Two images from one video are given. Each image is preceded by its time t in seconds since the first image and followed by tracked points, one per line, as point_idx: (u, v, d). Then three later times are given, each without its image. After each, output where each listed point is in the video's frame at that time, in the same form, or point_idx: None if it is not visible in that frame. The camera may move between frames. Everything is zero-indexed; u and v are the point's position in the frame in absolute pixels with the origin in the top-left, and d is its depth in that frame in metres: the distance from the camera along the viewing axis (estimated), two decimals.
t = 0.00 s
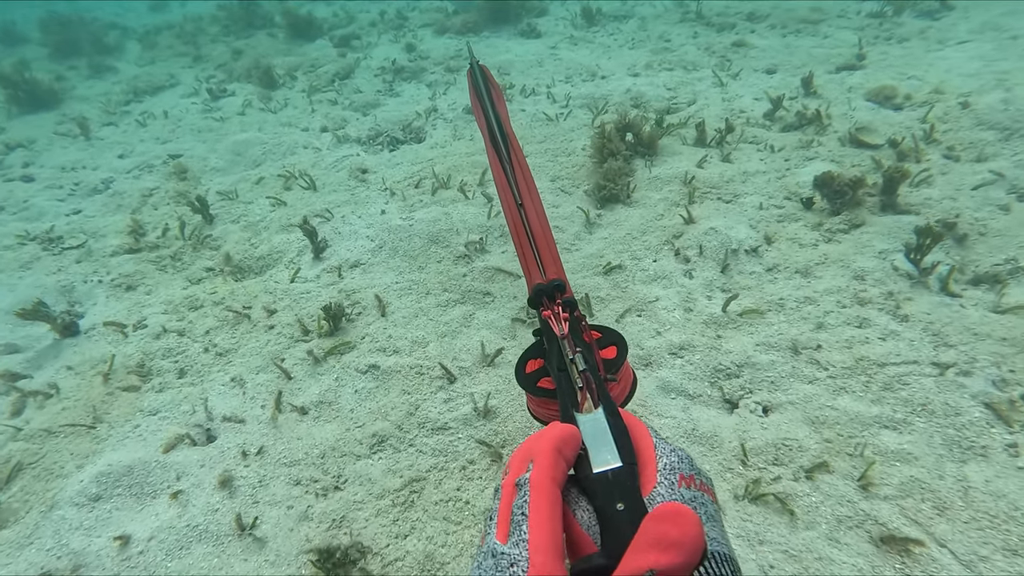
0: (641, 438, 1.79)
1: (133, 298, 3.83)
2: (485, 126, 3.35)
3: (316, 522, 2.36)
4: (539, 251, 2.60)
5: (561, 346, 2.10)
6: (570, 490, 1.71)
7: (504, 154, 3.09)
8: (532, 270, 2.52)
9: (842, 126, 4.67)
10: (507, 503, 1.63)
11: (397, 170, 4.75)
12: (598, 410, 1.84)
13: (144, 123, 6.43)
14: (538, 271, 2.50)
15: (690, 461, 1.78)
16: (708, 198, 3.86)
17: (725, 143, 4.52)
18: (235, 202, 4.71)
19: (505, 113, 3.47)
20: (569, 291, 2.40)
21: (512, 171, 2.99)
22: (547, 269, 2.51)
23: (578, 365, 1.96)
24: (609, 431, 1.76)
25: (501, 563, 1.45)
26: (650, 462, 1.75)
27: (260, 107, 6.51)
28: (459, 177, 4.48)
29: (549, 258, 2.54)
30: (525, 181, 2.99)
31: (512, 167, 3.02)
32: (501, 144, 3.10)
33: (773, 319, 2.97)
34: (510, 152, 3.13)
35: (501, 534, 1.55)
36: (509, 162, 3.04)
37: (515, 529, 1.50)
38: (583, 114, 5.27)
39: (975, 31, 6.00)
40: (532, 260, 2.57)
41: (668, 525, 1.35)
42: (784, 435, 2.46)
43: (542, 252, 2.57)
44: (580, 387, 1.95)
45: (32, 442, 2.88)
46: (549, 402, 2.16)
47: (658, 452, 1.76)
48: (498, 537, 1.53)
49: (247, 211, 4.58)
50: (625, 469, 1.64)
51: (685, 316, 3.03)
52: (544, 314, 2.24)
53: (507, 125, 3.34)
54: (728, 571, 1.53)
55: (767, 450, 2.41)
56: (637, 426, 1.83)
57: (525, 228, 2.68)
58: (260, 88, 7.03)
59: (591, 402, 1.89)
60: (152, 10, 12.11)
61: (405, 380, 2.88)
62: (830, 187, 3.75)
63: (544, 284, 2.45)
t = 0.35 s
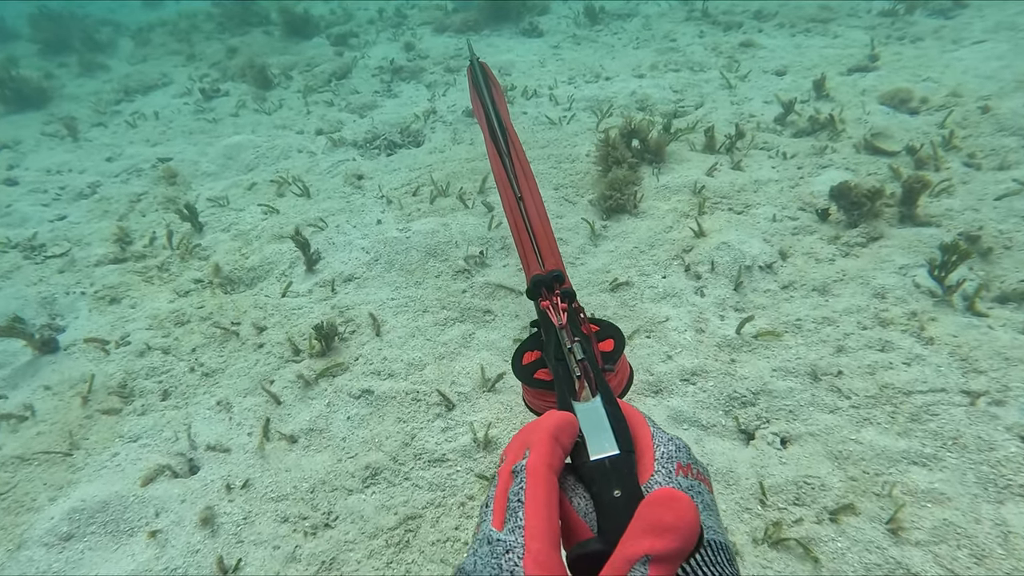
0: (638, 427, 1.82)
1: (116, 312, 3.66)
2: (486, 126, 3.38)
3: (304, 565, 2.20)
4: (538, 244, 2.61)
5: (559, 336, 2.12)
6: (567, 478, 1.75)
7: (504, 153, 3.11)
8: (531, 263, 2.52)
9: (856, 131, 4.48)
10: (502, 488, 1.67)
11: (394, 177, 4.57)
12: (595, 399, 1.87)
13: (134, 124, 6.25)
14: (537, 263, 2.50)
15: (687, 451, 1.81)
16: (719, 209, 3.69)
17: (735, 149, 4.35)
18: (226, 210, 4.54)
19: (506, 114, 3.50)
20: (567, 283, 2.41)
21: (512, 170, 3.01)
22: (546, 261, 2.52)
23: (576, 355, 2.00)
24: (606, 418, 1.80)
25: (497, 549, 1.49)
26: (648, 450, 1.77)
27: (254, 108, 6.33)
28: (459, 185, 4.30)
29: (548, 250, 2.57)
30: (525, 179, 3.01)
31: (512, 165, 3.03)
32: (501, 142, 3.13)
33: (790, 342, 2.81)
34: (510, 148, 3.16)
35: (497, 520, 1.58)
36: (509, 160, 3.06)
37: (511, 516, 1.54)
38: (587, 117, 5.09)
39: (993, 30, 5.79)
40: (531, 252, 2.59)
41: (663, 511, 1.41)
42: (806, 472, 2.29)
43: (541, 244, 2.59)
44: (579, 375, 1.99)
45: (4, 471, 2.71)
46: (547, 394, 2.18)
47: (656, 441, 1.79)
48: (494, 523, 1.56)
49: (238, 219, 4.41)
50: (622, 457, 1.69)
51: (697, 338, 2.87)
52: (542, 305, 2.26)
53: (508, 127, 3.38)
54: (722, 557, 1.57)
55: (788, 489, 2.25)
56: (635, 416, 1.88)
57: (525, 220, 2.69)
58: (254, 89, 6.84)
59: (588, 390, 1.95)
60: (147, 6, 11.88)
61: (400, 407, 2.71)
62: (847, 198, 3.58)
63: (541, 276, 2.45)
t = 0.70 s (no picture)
0: (633, 426, 1.84)
1: (100, 328, 3.51)
2: (482, 122, 3.30)
3: None
4: (534, 240, 2.56)
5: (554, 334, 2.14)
6: (563, 478, 1.79)
7: (500, 150, 3.04)
8: (526, 259, 2.49)
9: (871, 137, 4.31)
10: (498, 486, 1.70)
11: (391, 185, 4.41)
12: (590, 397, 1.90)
13: (125, 127, 6.08)
14: (532, 260, 2.48)
15: (681, 448, 1.84)
16: (730, 222, 3.53)
17: (746, 157, 4.19)
18: (217, 219, 4.38)
19: (501, 108, 3.40)
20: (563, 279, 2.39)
21: (508, 167, 2.94)
22: (542, 258, 2.49)
23: (570, 354, 2.00)
24: (600, 417, 1.82)
25: (492, 546, 1.52)
26: (642, 449, 1.80)
27: (248, 111, 6.17)
28: (458, 193, 4.14)
29: (543, 247, 2.53)
30: (521, 176, 2.94)
31: (508, 162, 2.97)
32: (497, 138, 3.07)
33: (808, 369, 2.65)
34: (506, 144, 3.08)
35: (492, 519, 1.61)
36: (505, 157, 2.99)
37: (507, 514, 1.57)
38: (592, 122, 4.92)
39: (1010, 31, 5.61)
40: (526, 249, 2.54)
41: (656, 509, 1.42)
42: (829, 514, 2.13)
43: (536, 241, 2.55)
44: (573, 374, 1.99)
45: None
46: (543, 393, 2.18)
47: (651, 439, 1.82)
48: (489, 521, 1.59)
49: (229, 228, 4.25)
50: (616, 456, 1.73)
51: (708, 364, 2.72)
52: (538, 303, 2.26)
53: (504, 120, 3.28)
54: (721, 556, 1.58)
55: (811, 533, 2.09)
56: (629, 414, 1.89)
57: (520, 216, 2.64)
58: (249, 90, 6.68)
59: (583, 390, 1.96)
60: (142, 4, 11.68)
61: (395, 437, 2.56)
62: (865, 212, 3.42)
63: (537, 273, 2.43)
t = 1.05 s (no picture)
0: (627, 417, 1.78)
1: (86, 343, 3.37)
2: (479, 117, 3.23)
3: None
4: (530, 233, 2.48)
5: (549, 325, 2.06)
6: (556, 466, 1.71)
7: (498, 145, 2.95)
8: (521, 250, 2.40)
9: (889, 142, 4.14)
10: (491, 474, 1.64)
11: (390, 191, 4.26)
12: (584, 388, 1.83)
13: (118, 128, 5.94)
14: (527, 251, 2.39)
15: (675, 437, 1.78)
16: (743, 233, 3.38)
17: (758, 163, 4.02)
18: (211, 226, 4.24)
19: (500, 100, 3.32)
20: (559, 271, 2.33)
21: (506, 162, 2.86)
22: (538, 249, 2.40)
23: (565, 343, 1.92)
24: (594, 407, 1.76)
25: (484, 534, 1.45)
26: (635, 440, 1.74)
27: (245, 112, 6.02)
28: (460, 201, 3.99)
29: (539, 239, 2.42)
30: (519, 172, 2.86)
31: (506, 157, 2.89)
32: (495, 133, 3.01)
33: (829, 395, 2.48)
34: (504, 139, 3.00)
35: (484, 505, 1.55)
36: (503, 151, 2.92)
37: (499, 502, 1.51)
38: (597, 126, 4.76)
39: None
40: (522, 241, 2.45)
41: (648, 498, 1.40)
42: (859, 558, 1.97)
43: (533, 233, 2.44)
44: (567, 364, 1.91)
45: None
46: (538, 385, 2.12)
47: (644, 429, 1.76)
48: (480, 508, 1.52)
49: (223, 237, 4.11)
50: (610, 445, 1.66)
51: (723, 388, 2.57)
52: (532, 293, 2.15)
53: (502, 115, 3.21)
54: (712, 545, 1.58)
55: None
56: (623, 404, 1.83)
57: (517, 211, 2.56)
58: (246, 90, 6.53)
59: (577, 378, 1.87)
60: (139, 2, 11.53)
61: (391, 467, 2.41)
62: (886, 223, 3.21)
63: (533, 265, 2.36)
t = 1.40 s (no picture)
0: (624, 406, 1.72)
1: (72, 357, 3.24)
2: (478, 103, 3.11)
3: None
4: (528, 222, 2.46)
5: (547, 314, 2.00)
6: (552, 455, 1.67)
7: (498, 133, 2.88)
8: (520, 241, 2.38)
9: (906, 145, 3.98)
10: (486, 462, 1.61)
11: (388, 197, 4.11)
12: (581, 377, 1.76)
13: (110, 128, 5.80)
14: (527, 242, 2.37)
15: (672, 426, 1.72)
16: (756, 244, 3.24)
17: (770, 168, 3.87)
18: (203, 233, 4.10)
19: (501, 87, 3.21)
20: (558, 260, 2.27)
21: (506, 151, 2.80)
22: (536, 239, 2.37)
23: (562, 332, 1.86)
24: (591, 396, 1.70)
25: (477, 521, 1.42)
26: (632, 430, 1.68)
27: (240, 112, 5.87)
28: (460, 207, 3.85)
29: (538, 230, 2.41)
30: (520, 161, 2.81)
31: (506, 147, 2.83)
32: (495, 122, 2.93)
33: (851, 420, 2.35)
34: (505, 127, 2.92)
35: (478, 494, 1.51)
36: (503, 140, 2.84)
37: (494, 490, 1.48)
38: (602, 128, 4.60)
39: None
40: (520, 230, 2.43)
41: (643, 486, 1.35)
42: None
43: (531, 224, 2.43)
44: (564, 353, 1.86)
45: None
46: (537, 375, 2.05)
47: (641, 418, 1.69)
48: (474, 496, 1.49)
49: (215, 244, 3.97)
50: (606, 434, 1.59)
51: (738, 412, 2.44)
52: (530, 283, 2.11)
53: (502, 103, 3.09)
54: (709, 535, 1.52)
55: None
56: (620, 393, 1.76)
57: (515, 198, 2.55)
58: (241, 89, 6.38)
59: (574, 368, 1.82)
60: None
61: (387, 497, 2.28)
62: (907, 234, 3.07)
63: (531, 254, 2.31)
